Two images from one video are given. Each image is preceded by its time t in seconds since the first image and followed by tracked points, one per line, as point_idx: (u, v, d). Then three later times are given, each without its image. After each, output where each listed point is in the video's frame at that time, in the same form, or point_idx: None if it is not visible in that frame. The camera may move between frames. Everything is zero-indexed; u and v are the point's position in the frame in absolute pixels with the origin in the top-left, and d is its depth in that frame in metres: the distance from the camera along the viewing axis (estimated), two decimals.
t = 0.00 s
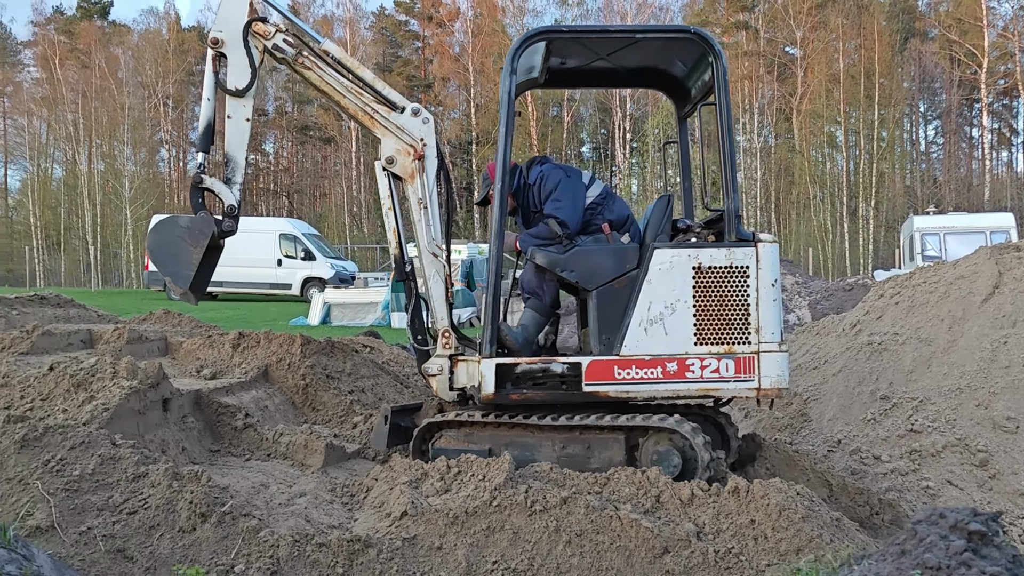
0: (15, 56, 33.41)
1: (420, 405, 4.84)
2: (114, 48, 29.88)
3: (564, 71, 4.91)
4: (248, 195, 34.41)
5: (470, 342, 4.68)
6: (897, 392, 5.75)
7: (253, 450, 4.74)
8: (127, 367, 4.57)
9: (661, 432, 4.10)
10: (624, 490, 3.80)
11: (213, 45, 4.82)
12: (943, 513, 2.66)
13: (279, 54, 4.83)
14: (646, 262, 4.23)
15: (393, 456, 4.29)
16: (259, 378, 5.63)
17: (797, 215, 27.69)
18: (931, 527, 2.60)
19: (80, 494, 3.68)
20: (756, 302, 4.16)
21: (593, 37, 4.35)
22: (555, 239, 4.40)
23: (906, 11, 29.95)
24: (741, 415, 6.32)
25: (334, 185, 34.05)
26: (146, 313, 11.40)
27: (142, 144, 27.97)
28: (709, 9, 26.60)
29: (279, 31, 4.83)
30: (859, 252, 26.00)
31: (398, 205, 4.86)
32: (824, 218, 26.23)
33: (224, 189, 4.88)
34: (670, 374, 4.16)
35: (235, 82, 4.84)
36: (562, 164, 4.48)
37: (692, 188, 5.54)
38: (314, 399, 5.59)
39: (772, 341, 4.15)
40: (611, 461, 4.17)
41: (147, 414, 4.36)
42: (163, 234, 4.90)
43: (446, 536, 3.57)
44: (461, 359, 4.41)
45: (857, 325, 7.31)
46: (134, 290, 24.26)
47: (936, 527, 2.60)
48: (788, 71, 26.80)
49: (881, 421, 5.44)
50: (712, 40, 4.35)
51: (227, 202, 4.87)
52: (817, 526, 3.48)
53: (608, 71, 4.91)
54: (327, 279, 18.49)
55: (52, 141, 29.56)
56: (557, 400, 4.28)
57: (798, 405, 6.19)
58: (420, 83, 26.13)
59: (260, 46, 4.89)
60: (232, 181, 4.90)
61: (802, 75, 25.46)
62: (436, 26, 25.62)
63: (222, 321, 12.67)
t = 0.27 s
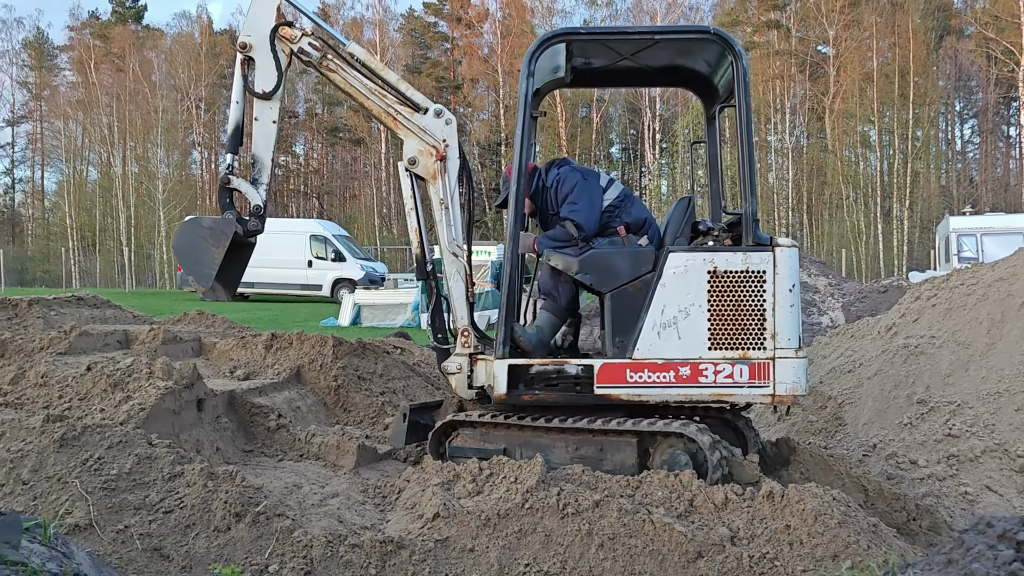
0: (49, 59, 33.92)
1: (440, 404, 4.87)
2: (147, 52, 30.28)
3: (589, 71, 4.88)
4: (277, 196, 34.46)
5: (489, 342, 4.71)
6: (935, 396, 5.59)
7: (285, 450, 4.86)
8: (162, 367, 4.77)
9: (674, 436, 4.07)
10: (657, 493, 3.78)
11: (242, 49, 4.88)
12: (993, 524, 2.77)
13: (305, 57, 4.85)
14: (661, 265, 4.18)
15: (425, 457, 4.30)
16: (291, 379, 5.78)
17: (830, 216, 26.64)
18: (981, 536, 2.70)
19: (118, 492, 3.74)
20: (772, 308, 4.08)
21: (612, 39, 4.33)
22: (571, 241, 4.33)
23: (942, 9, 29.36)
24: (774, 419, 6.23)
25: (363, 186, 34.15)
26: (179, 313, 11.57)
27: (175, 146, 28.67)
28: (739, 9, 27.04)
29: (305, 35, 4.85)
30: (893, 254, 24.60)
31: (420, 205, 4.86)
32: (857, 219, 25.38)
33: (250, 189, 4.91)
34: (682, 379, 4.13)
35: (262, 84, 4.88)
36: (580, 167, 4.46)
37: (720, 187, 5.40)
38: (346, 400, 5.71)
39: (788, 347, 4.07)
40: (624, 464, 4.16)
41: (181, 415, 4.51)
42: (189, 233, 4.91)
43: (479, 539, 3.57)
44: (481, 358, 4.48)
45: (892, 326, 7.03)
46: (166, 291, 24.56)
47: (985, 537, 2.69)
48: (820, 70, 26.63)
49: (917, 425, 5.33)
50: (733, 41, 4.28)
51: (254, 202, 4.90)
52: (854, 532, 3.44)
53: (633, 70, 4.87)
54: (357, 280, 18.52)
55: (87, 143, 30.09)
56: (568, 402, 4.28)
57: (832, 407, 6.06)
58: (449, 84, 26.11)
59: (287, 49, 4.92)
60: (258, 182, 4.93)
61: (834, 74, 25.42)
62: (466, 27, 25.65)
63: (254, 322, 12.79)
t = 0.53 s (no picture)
0: (78, 62, 34.37)
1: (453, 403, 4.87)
2: (174, 54, 30.56)
3: (602, 74, 4.87)
4: (301, 198, 34.52)
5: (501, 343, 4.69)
6: (964, 400, 5.48)
7: (311, 451, 4.97)
8: (189, 369, 4.89)
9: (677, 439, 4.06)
10: (682, 498, 3.76)
11: (258, 57, 4.92)
12: None
13: (319, 64, 4.87)
14: (668, 267, 4.15)
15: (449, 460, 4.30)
16: (316, 380, 5.92)
17: (857, 217, 25.80)
18: None
19: (146, 492, 3.79)
20: (780, 310, 4.04)
21: (619, 42, 4.31)
22: (579, 244, 4.36)
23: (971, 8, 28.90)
24: (800, 423, 6.17)
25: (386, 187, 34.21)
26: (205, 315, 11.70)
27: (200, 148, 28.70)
28: (764, 10, 26.84)
29: (319, 42, 4.85)
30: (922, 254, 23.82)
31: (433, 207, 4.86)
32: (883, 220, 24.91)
33: (267, 194, 4.94)
34: (689, 381, 4.10)
35: (278, 92, 4.92)
36: (590, 170, 4.44)
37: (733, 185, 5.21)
38: (370, 401, 5.82)
39: (796, 349, 4.02)
40: (630, 465, 4.14)
41: (208, 415, 4.62)
42: (203, 238, 4.99)
43: (503, 542, 3.57)
44: (492, 359, 4.43)
45: (920, 330, 6.72)
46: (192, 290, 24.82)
47: None
48: (846, 70, 26.46)
49: (946, 430, 5.25)
50: (741, 43, 4.20)
51: (270, 206, 4.93)
52: (883, 538, 3.40)
53: (647, 73, 4.84)
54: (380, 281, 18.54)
55: (115, 145, 30.46)
56: (575, 404, 4.27)
57: (859, 412, 5.98)
58: (473, 86, 26.09)
59: (301, 57, 4.94)
60: (274, 187, 4.96)
61: (860, 74, 25.23)
62: (489, 29, 25.65)
63: (279, 323, 12.85)
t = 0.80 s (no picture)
0: (95, 62, 34.55)
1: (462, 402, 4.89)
2: (190, 54, 30.67)
3: (612, 75, 4.85)
4: (316, 198, 34.57)
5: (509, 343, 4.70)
6: (984, 402, 5.44)
7: (327, 451, 4.99)
8: (206, 368, 4.94)
9: (681, 441, 4.06)
10: (698, 500, 3.75)
11: (271, 59, 4.93)
12: None
13: (330, 65, 4.89)
14: (674, 269, 4.14)
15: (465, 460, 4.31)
16: (332, 381, 5.97)
17: (873, 216, 25.65)
18: None
19: (163, 492, 3.81)
20: (785, 313, 4.02)
21: (627, 45, 4.32)
22: (587, 244, 4.37)
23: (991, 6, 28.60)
24: (817, 424, 6.15)
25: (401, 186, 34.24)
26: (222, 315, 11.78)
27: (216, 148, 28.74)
28: (780, 9, 26.75)
29: (330, 44, 4.87)
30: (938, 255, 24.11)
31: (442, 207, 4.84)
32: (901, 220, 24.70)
33: (278, 194, 4.95)
34: (694, 383, 4.10)
35: (290, 93, 4.93)
36: (598, 171, 4.42)
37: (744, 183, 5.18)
38: (386, 401, 5.86)
39: (802, 351, 4.00)
40: (635, 466, 4.15)
41: (225, 416, 4.68)
42: (214, 237, 4.98)
43: (519, 543, 3.57)
44: (500, 359, 4.44)
45: (938, 331, 6.65)
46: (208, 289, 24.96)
47: None
48: (862, 69, 26.18)
49: (964, 432, 5.22)
50: (748, 46, 4.22)
51: (281, 206, 4.96)
52: (902, 541, 3.37)
53: (657, 76, 4.82)
54: (395, 281, 18.56)
55: (131, 145, 30.65)
56: (580, 404, 4.28)
57: (876, 413, 5.95)
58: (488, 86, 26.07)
59: (313, 58, 4.95)
60: (285, 187, 4.98)
61: (877, 74, 25.03)
62: (503, 29, 25.64)
63: (294, 323, 12.93)
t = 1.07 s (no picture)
0: (105, 64, 34.75)
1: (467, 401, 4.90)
2: (199, 56, 30.80)
3: (622, 79, 4.85)
4: (324, 198, 34.67)
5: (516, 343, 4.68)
6: (994, 403, 5.40)
7: (334, 451, 5.00)
8: (214, 369, 4.98)
9: (687, 442, 4.07)
10: (706, 501, 3.75)
11: (286, 55, 4.95)
12: None
13: (344, 63, 4.89)
14: (683, 271, 4.14)
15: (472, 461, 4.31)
16: (340, 381, 5.99)
17: (881, 217, 25.54)
18: None
19: (172, 492, 3.83)
20: (794, 316, 4.01)
21: (641, 48, 4.30)
22: (596, 245, 4.33)
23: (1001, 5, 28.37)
24: (825, 425, 6.14)
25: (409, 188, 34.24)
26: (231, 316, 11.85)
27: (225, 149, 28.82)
28: (788, 9, 26.76)
29: (345, 41, 4.88)
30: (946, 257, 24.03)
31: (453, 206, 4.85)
32: (909, 221, 24.62)
33: (290, 189, 4.97)
34: (702, 385, 4.08)
35: (303, 89, 4.96)
36: (610, 173, 4.43)
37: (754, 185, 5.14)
38: (393, 402, 5.87)
39: (809, 356, 3.99)
40: (640, 466, 4.15)
41: (233, 416, 4.70)
42: (226, 230, 4.92)
43: (526, 543, 3.57)
44: (507, 359, 4.43)
45: (947, 333, 6.61)
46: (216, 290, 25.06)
47: None
48: (871, 69, 26.09)
49: (973, 434, 5.19)
50: (761, 50, 4.21)
51: (293, 201, 4.96)
52: (910, 543, 3.36)
53: (669, 78, 4.80)
54: (403, 282, 18.58)
55: (141, 147, 30.82)
56: (587, 405, 4.27)
57: (884, 415, 5.93)
58: (495, 87, 26.07)
59: (328, 55, 4.96)
60: (297, 182, 5.00)
61: (885, 74, 24.91)
62: (511, 30, 25.67)
63: (303, 323, 13.00)
